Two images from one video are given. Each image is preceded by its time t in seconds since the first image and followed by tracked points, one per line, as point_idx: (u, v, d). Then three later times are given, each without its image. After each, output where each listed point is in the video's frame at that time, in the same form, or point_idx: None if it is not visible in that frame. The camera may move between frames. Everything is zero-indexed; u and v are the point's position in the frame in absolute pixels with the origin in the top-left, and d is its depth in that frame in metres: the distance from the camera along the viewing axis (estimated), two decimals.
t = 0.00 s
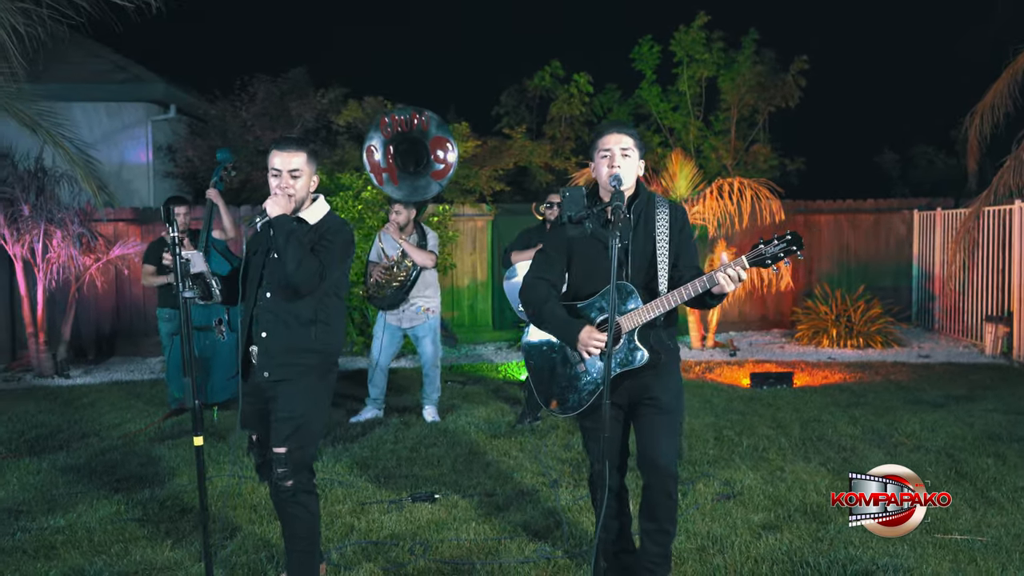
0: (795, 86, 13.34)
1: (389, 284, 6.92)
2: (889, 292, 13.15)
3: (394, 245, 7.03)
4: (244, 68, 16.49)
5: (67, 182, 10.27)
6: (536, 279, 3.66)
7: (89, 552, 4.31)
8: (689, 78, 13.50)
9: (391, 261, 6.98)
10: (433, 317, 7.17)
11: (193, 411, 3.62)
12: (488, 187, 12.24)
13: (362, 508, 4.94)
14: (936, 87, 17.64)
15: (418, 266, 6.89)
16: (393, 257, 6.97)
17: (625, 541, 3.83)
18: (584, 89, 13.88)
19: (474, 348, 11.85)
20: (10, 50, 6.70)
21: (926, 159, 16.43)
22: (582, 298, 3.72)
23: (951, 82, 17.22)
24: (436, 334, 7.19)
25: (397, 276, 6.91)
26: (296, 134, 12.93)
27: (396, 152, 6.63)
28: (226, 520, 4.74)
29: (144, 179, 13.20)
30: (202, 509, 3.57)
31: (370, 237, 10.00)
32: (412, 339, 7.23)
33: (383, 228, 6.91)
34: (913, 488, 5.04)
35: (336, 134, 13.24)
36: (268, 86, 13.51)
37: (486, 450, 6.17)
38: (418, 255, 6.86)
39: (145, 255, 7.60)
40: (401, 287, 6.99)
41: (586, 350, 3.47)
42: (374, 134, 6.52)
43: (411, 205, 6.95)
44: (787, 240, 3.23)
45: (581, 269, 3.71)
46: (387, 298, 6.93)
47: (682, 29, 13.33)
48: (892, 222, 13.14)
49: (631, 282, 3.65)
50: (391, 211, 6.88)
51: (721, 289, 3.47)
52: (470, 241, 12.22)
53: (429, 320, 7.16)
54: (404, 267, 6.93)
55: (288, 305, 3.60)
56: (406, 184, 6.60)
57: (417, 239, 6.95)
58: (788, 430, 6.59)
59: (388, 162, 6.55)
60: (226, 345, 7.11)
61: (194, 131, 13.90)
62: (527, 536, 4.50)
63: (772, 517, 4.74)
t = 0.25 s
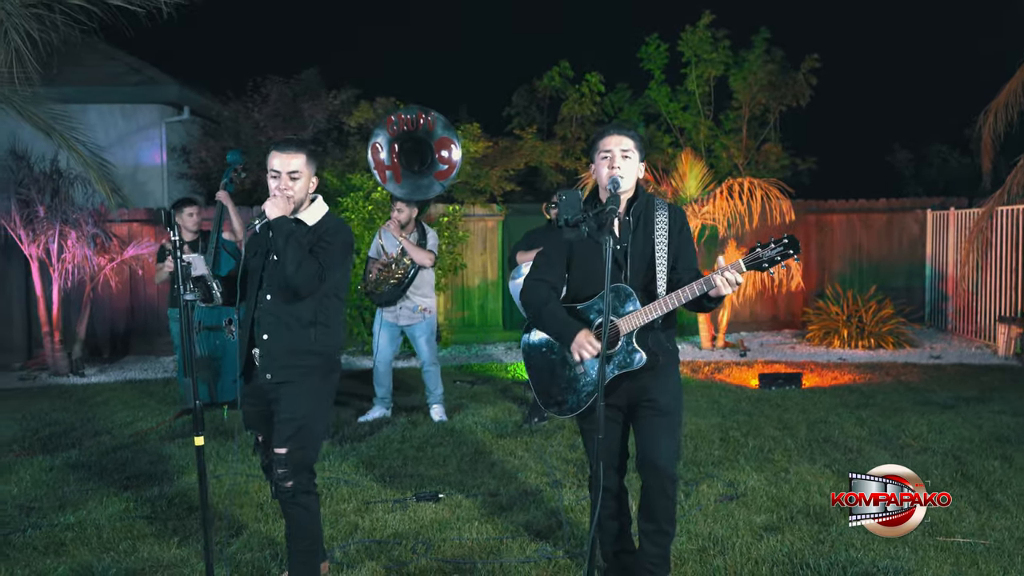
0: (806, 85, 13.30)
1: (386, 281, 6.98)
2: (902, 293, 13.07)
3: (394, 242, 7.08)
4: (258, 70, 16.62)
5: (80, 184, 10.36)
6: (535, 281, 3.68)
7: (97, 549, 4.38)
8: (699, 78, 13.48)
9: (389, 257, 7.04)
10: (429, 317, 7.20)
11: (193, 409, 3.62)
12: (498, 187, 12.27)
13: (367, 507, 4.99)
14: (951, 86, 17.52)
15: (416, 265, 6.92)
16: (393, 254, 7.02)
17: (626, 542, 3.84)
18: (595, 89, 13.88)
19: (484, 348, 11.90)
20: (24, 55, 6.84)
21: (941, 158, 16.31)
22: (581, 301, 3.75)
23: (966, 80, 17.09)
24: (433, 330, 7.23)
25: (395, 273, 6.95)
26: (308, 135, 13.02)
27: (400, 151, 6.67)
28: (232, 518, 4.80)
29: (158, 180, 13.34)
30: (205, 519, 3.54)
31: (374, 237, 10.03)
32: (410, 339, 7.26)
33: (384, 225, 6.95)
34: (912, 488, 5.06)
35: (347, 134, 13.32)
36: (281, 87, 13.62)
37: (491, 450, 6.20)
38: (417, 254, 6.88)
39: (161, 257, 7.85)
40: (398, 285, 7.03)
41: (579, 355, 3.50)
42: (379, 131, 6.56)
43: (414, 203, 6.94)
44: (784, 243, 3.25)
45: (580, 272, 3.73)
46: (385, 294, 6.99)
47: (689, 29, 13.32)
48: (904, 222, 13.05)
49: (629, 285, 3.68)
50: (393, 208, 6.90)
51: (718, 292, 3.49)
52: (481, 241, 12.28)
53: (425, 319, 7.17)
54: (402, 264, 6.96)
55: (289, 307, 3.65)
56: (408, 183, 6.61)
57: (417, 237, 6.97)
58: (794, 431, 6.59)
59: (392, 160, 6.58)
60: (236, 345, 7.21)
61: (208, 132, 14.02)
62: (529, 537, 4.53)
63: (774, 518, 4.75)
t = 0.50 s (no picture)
0: (824, 83, 13.17)
1: (387, 281, 7.01)
2: (923, 293, 12.91)
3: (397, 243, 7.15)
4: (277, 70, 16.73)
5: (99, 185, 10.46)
6: (540, 283, 3.69)
7: (108, 545, 4.44)
8: (715, 76, 13.40)
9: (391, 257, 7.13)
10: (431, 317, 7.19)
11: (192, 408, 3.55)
12: (514, 186, 12.25)
13: (375, 506, 5.02)
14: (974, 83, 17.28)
15: (417, 266, 6.95)
16: (395, 255, 7.10)
17: (630, 544, 3.84)
18: (611, 88, 13.83)
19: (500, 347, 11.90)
20: (41, 58, 6.94)
21: (963, 156, 16.09)
22: (586, 303, 3.73)
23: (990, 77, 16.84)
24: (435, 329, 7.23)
25: (395, 274, 6.99)
26: (325, 135, 13.10)
27: (406, 152, 6.98)
28: (241, 516, 4.85)
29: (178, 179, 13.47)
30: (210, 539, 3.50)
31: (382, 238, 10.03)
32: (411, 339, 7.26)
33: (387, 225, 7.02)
34: (914, 489, 5.08)
35: (364, 134, 13.37)
36: (298, 88, 13.71)
37: (501, 450, 6.21)
38: (420, 254, 6.93)
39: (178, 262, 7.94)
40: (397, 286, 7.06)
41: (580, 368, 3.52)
42: (386, 133, 6.86)
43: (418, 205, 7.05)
44: (788, 245, 3.29)
45: (585, 274, 3.72)
46: (385, 293, 6.99)
47: (703, 27, 13.23)
48: (925, 222, 12.89)
49: (633, 286, 3.69)
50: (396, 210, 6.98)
51: (720, 295, 3.49)
52: (496, 240, 12.27)
53: (426, 319, 7.17)
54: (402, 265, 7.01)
55: (295, 312, 3.66)
56: (413, 184, 6.91)
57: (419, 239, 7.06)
58: (808, 433, 6.54)
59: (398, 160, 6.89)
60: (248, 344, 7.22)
61: (226, 132, 14.13)
62: (535, 537, 4.54)
63: (782, 521, 4.72)
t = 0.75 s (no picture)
0: (843, 82, 13.02)
1: (393, 285, 7.03)
2: (945, 294, 12.71)
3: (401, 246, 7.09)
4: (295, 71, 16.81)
5: (117, 186, 10.55)
6: (544, 284, 3.64)
7: (117, 543, 4.48)
8: (732, 75, 13.29)
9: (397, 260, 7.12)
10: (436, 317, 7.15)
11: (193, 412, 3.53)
12: (530, 186, 12.21)
13: (382, 507, 5.02)
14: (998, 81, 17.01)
15: (422, 270, 6.96)
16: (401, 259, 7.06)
17: (636, 548, 3.78)
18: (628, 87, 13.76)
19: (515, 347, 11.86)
20: (57, 60, 7.07)
21: (987, 155, 15.84)
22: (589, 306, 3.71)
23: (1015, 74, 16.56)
24: (444, 328, 7.23)
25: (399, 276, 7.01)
26: (341, 135, 13.15)
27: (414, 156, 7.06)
28: (249, 517, 4.86)
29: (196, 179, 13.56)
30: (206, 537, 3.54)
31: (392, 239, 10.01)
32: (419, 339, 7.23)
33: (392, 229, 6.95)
34: (914, 490, 5.09)
35: (380, 134, 13.39)
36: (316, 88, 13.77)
37: (511, 452, 6.18)
38: (424, 260, 6.94)
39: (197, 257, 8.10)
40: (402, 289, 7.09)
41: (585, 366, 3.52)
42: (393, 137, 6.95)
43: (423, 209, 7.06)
44: (791, 246, 3.33)
45: (590, 276, 3.67)
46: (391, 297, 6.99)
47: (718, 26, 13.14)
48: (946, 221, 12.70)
49: (637, 288, 3.66)
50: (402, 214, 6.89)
51: (724, 299, 3.46)
52: (511, 240, 12.24)
53: (432, 319, 7.13)
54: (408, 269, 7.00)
55: (301, 320, 3.64)
56: (419, 189, 6.98)
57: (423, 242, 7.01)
58: (822, 436, 6.46)
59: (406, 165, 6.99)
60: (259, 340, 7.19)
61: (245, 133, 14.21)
62: (541, 540, 4.51)
63: (792, 526, 4.66)
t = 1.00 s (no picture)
0: (863, 79, 12.85)
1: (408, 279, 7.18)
2: (968, 295, 12.51)
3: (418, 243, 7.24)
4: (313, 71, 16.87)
5: (135, 185, 10.68)
6: (546, 282, 3.64)
7: (124, 541, 4.49)
8: (749, 73, 13.17)
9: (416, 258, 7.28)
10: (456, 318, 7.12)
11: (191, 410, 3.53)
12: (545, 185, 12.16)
13: (389, 507, 5.00)
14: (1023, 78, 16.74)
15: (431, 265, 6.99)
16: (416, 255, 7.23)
17: (641, 551, 3.73)
18: (645, 85, 13.68)
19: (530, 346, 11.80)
20: (72, 60, 7.12)
21: (1011, 153, 15.58)
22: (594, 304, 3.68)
23: None
24: (465, 326, 7.18)
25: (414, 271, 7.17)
26: (357, 135, 13.19)
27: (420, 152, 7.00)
28: (255, 516, 4.87)
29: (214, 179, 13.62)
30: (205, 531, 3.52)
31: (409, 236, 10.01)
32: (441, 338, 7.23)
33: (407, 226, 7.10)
34: (914, 488, 5.06)
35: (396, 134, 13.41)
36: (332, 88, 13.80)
37: (521, 452, 6.14)
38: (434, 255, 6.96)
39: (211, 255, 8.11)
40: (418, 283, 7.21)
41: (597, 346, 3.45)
42: (398, 134, 6.93)
43: (435, 204, 7.08)
44: (796, 246, 3.32)
45: (594, 276, 3.63)
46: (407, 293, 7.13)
47: (734, 24, 13.04)
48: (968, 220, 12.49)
49: (641, 287, 3.62)
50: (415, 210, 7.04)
51: (733, 301, 3.36)
52: (526, 240, 12.20)
53: (453, 318, 7.12)
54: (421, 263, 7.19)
55: (304, 324, 3.63)
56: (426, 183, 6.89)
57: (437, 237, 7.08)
58: (837, 439, 6.37)
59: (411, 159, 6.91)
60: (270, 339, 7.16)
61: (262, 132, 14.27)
62: (547, 541, 4.48)
63: (803, 529, 4.59)
